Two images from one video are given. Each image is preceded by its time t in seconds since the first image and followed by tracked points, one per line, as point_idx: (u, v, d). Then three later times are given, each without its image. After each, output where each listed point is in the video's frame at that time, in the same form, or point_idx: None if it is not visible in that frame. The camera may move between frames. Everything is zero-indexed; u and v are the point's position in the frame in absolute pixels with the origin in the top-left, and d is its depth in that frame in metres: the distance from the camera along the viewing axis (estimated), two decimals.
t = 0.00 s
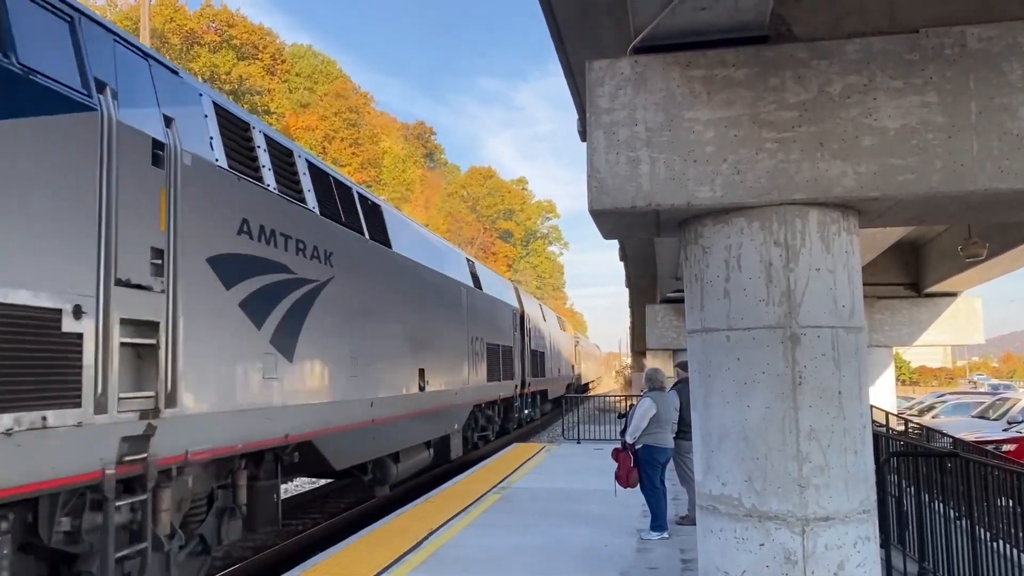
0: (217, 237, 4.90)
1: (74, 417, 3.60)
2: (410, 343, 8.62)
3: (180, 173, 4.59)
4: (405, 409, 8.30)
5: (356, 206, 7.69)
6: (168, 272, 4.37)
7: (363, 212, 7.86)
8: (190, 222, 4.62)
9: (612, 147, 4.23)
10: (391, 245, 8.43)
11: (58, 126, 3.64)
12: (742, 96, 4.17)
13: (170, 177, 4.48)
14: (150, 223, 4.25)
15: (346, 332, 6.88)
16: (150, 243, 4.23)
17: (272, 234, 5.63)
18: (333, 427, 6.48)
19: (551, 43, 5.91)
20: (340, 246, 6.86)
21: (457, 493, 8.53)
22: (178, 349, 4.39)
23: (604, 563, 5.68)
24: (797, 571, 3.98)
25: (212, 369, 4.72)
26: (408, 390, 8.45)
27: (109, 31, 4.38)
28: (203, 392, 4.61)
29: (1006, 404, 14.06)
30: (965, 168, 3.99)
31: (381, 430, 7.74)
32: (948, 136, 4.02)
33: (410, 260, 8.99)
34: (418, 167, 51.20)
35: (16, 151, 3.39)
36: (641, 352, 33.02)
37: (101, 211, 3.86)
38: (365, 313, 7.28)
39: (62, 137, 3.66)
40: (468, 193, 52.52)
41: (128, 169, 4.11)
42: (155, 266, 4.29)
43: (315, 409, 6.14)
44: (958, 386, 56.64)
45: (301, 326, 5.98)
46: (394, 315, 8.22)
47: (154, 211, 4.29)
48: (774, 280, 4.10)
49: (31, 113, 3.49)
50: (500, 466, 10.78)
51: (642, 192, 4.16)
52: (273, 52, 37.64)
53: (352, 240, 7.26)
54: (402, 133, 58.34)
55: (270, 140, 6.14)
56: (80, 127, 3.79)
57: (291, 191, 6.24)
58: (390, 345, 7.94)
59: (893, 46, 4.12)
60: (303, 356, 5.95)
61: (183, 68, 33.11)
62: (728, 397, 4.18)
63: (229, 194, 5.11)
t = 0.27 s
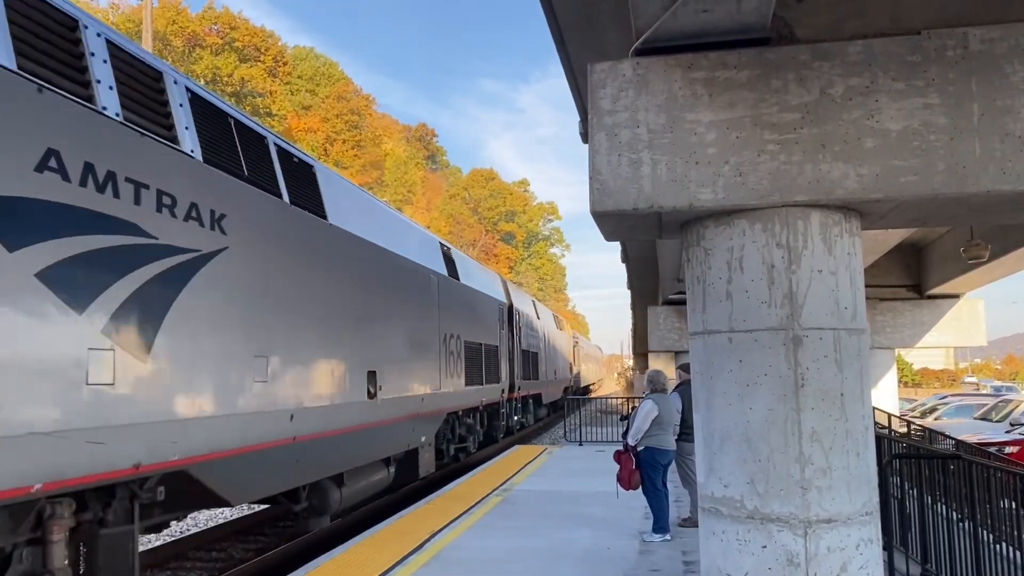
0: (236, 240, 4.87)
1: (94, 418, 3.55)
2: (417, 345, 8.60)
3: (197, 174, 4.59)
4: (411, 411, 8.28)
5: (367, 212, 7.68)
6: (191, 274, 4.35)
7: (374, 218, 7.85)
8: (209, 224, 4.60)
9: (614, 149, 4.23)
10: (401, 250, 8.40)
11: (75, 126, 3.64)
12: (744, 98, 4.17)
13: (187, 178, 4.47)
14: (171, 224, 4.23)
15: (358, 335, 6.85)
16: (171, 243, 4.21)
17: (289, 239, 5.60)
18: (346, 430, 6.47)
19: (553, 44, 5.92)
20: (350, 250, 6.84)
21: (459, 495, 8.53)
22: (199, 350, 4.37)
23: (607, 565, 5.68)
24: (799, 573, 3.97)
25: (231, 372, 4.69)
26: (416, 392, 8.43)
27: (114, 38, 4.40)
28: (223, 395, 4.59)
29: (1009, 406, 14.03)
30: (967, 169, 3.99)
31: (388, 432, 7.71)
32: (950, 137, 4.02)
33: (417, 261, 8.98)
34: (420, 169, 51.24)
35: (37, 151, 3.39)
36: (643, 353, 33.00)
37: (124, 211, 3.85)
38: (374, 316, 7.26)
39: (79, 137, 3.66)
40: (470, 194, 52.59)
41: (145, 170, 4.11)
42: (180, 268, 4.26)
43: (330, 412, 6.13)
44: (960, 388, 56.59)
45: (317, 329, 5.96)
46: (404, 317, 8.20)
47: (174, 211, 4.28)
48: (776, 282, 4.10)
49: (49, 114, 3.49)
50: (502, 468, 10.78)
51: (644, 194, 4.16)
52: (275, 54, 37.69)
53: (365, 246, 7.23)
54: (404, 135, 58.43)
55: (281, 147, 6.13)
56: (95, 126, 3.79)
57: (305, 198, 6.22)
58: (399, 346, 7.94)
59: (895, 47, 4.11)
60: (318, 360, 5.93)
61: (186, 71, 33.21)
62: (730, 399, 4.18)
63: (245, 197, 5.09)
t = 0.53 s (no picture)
0: (245, 246, 4.86)
1: (109, 419, 3.53)
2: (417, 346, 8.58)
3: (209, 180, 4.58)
4: (411, 413, 8.24)
5: (368, 215, 7.66)
6: (202, 281, 4.35)
7: (375, 220, 7.82)
8: (220, 230, 4.60)
9: (616, 151, 4.23)
10: (402, 252, 8.38)
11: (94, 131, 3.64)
12: (745, 100, 4.17)
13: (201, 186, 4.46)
14: (185, 232, 4.22)
15: (360, 337, 6.83)
16: (185, 252, 4.20)
17: (293, 240, 5.58)
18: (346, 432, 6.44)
19: (555, 46, 5.91)
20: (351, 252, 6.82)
21: (462, 497, 8.53)
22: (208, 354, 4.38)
23: (608, 567, 5.67)
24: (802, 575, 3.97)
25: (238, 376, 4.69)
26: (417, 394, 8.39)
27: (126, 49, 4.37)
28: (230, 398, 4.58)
29: (1012, 408, 14.00)
30: (970, 171, 3.98)
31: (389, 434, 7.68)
32: (952, 139, 4.02)
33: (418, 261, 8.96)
34: (422, 171, 51.25)
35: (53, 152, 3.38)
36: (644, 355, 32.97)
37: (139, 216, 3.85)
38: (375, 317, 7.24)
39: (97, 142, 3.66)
40: (472, 196, 52.65)
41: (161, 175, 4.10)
42: (193, 273, 4.26)
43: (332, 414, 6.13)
44: (962, 390, 56.52)
45: (318, 331, 5.94)
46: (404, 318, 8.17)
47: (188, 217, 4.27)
48: (779, 284, 4.09)
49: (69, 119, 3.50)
50: (504, 470, 10.78)
51: (646, 196, 4.16)
52: (277, 56, 37.69)
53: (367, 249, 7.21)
54: (406, 137, 58.46)
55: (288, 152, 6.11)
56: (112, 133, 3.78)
57: (310, 202, 6.20)
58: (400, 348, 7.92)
59: (897, 49, 4.11)
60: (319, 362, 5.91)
61: (189, 73, 33.25)
62: (733, 401, 4.18)
63: (254, 202, 5.08)
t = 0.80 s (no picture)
0: (248, 252, 4.85)
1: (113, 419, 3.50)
2: (416, 348, 8.56)
3: (215, 185, 4.57)
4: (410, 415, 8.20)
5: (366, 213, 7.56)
6: (207, 286, 4.34)
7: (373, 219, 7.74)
8: (225, 235, 4.59)
9: (618, 153, 4.23)
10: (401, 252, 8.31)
11: (106, 135, 3.64)
12: (747, 102, 4.18)
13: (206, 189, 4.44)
14: (190, 234, 4.22)
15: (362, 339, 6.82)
16: (189, 256, 4.19)
17: (295, 241, 5.57)
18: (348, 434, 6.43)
19: (556, 48, 5.92)
20: (352, 254, 6.80)
21: (464, 499, 8.53)
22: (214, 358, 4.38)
23: (610, 570, 5.66)
24: None
25: (238, 373, 4.66)
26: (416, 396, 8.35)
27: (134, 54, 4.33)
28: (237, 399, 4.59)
29: (1014, 410, 13.98)
30: (971, 173, 3.98)
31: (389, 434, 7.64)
32: (954, 141, 4.02)
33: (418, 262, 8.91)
34: (423, 173, 51.27)
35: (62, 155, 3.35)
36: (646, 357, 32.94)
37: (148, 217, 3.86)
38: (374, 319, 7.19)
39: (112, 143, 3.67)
40: (473, 198, 52.66)
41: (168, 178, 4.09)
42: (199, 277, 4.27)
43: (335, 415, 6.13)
44: (964, 391, 56.46)
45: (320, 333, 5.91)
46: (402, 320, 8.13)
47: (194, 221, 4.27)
48: (781, 285, 4.09)
49: (82, 123, 3.49)
50: (506, 472, 10.78)
51: (647, 198, 4.16)
52: (278, 58, 37.73)
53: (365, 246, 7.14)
54: (407, 139, 58.50)
55: (290, 153, 6.06)
56: (123, 136, 3.78)
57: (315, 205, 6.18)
58: (399, 350, 7.92)
59: (898, 51, 4.11)
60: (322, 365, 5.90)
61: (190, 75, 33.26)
62: (734, 403, 4.17)
63: (258, 208, 5.08)
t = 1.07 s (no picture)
0: (246, 252, 4.85)
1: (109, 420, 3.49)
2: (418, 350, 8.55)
3: (214, 185, 4.56)
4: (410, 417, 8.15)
5: (360, 210, 7.39)
6: (205, 286, 4.33)
7: (368, 217, 7.58)
8: (223, 235, 4.57)
9: (619, 154, 4.23)
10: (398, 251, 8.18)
11: (105, 137, 3.64)
12: (748, 103, 4.18)
13: (205, 189, 4.45)
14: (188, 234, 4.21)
15: (363, 340, 6.79)
16: (187, 256, 4.18)
17: (293, 242, 5.55)
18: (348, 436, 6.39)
19: (558, 49, 5.91)
20: (354, 256, 6.79)
21: (465, 501, 8.53)
22: (212, 358, 4.37)
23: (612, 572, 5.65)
24: None
25: (239, 374, 4.66)
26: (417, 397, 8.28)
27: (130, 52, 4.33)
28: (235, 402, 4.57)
29: (1016, 411, 13.96)
30: (973, 175, 3.98)
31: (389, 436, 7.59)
32: (955, 142, 4.01)
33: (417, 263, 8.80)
34: (424, 175, 51.30)
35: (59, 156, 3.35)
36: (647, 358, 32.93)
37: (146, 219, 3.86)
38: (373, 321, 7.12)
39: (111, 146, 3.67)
40: (474, 200, 52.68)
41: (167, 179, 4.09)
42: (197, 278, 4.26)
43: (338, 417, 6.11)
44: (966, 393, 56.39)
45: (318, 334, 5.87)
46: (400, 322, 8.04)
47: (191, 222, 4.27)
48: (782, 287, 4.09)
49: (79, 125, 3.49)
50: (508, 474, 10.78)
51: (649, 200, 4.16)
52: (280, 60, 37.79)
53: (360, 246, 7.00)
54: (408, 140, 58.54)
55: (291, 154, 6.05)
56: (122, 137, 3.77)
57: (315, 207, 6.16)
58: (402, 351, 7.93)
59: (900, 53, 4.12)
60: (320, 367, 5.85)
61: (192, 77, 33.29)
62: (736, 405, 4.17)
63: (256, 208, 5.07)
